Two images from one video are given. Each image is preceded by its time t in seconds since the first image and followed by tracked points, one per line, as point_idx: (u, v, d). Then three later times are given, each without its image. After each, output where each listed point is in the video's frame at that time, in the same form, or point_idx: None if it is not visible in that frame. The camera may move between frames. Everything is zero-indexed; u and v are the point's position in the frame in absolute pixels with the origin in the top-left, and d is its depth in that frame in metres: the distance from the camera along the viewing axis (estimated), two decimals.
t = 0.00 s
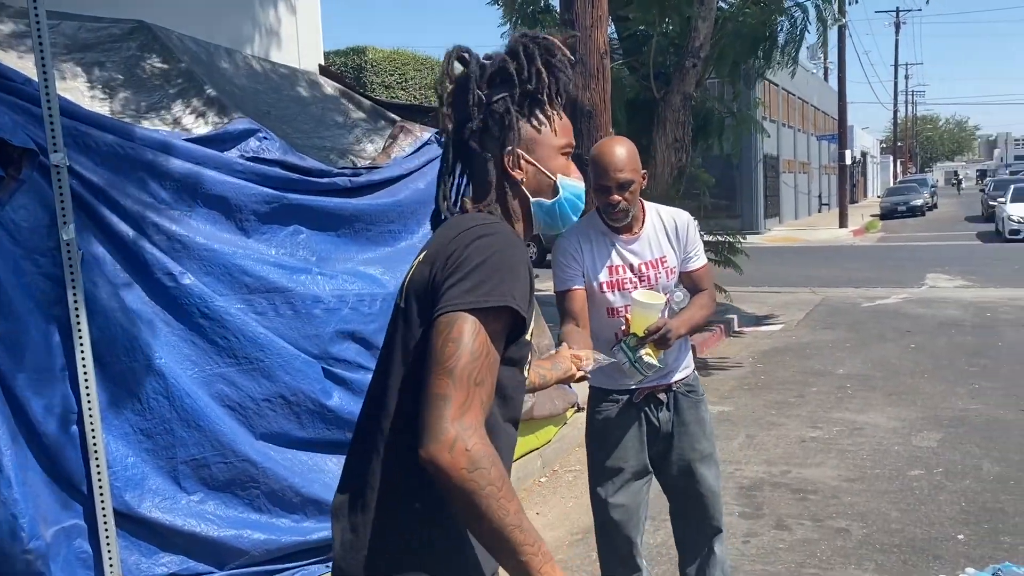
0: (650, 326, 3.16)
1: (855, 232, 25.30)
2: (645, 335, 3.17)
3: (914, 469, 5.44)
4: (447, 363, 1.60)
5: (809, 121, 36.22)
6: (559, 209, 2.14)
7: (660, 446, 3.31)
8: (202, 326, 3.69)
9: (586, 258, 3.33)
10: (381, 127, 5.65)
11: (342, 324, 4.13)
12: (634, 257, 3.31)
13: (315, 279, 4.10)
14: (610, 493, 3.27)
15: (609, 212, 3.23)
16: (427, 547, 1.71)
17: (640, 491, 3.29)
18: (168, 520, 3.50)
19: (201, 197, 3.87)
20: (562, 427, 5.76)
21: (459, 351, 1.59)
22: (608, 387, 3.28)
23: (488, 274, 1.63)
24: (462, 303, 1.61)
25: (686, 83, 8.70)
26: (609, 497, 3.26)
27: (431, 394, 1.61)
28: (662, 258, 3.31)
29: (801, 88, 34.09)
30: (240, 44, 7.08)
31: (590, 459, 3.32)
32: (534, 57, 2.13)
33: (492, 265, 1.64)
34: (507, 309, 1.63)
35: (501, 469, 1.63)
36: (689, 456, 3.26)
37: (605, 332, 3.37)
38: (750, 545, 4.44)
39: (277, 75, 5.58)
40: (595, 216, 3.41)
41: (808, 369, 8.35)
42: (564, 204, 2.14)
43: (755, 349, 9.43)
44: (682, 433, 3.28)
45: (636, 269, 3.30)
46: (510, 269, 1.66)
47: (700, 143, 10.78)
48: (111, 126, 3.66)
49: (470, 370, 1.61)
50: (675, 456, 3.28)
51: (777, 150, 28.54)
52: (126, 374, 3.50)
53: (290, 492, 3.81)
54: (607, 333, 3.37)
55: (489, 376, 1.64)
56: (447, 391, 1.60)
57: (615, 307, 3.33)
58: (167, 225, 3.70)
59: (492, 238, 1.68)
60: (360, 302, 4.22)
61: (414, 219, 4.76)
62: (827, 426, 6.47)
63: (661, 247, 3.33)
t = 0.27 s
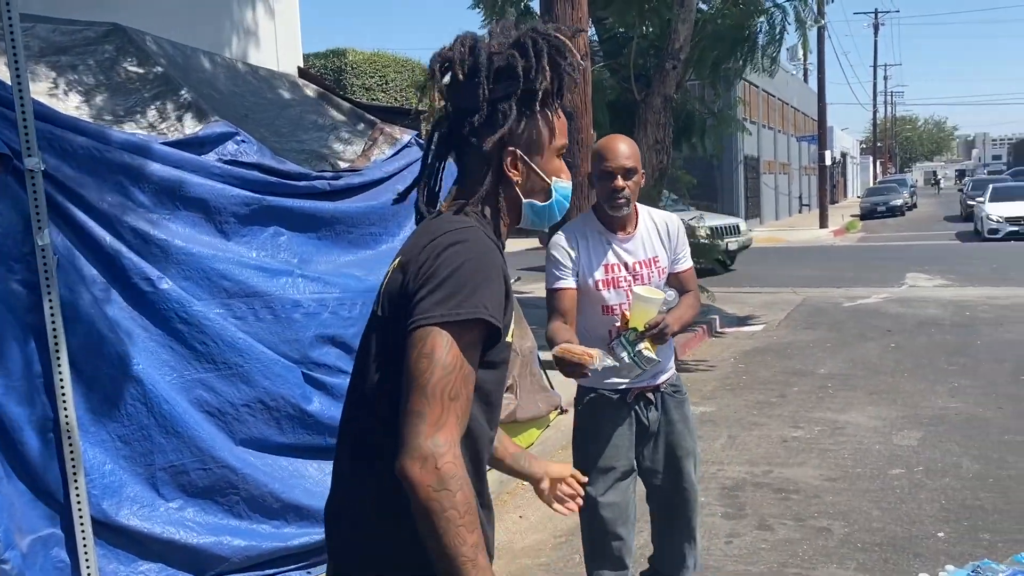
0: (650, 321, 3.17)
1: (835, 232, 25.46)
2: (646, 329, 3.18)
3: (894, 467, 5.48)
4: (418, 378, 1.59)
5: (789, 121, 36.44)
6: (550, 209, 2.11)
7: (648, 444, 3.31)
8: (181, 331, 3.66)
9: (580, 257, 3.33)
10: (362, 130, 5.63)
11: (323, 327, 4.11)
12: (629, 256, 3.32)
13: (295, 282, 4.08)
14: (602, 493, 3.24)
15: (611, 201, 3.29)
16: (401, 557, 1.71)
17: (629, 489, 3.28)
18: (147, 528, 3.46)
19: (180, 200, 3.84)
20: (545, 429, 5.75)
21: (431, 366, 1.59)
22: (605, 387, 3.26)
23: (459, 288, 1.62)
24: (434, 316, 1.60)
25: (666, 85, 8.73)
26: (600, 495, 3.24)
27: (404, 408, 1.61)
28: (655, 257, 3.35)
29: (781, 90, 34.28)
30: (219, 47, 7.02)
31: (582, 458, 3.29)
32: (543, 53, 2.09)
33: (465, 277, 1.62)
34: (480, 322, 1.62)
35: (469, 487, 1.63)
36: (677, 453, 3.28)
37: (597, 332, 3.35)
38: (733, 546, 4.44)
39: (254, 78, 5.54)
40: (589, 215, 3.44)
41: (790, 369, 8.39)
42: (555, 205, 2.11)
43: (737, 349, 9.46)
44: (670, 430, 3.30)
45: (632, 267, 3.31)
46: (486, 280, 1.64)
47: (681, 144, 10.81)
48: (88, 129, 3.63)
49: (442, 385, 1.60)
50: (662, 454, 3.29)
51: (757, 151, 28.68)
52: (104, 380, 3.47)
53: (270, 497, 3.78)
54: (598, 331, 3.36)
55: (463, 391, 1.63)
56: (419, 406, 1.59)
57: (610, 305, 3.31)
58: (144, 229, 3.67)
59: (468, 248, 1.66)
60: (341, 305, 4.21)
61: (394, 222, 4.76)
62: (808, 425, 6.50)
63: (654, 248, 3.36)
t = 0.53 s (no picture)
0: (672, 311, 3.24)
1: (815, 232, 25.62)
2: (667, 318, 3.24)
3: (876, 465, 5.52)
4: (381, 397, 1.59)
5: (769, 123, 36.67)
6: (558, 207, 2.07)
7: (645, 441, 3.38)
8: (160, 336, 3.63)
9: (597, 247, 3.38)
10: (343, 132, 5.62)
11: (303, 331, 4.11)
12: (641, 252, 3.43)
13: (277, 286, 4.06)
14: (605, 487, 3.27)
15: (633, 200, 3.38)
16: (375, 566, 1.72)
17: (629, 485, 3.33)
18: (128, 535, 3.42)
19: (159, 203, 3.81)
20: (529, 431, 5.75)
21: (392, 386, 1.58)
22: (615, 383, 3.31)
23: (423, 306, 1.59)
24: (399, 334, 1.58)
25: (647, 87, 8.77)
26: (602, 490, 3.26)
27: (368, 426, 1.61)
28: (664, 257, 3.47)
29: (761, 90, 34.49)
30: (199, 51, 7.00)
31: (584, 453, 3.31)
32: (543, 44, 2.00)
33: (432, 293, 1.59)
34: (448, 340, 1.58)
35: (427, 511, 1.62)
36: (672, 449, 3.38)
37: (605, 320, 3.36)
38: (716, 545, 4.46)
39: (233, 81, 5.51)
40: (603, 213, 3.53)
41: (772, 368, 8.44)
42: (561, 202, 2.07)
43: (719, 349, 9.50)
44: (667, 427, 3.39)
45: (644, 263, 3.42)
46: (460, 293, 1.60)
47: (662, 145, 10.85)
48: (65, 133, 3.60)
49: (404, 407, 1.58)
50: (658, 450, 3.38)
51: (738, 152, 28.84)
52: (83, 386, 3.44)
53: (252, 503, 3.76)
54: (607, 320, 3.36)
55: (428, 413, 1.61)
56: (380, 426, 1.59)
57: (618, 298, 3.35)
58: (124, 233, 3.64)
59: (439, 263, 1.62)
60: (322, 309, 4.21)
61: (376, 225, 4.76)
62: (790, 424, 6.54)
63: (662, 249, 3.50)
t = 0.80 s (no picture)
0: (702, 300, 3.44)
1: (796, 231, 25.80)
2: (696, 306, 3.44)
3: (858, 463, 5.56)
4: (402, 454, 1.51)
5: (749, 123, 36.90)
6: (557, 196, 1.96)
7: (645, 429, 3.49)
8: (142, 341, 3.60)
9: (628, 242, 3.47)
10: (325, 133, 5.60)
11: (286, 334, 4.09)
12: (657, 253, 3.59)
13: (258, 289, 4.05)
14: (616, 476, 3.34)
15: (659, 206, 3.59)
16: None
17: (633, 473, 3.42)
18: (109, 541, 3.39)
19: (139, 207, 3.79)
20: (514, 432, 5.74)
21: (411, 439, 1.50)
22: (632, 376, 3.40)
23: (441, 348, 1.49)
24: (415, 382, 1.49)
25: (628, 88, 8.80)
26: (614, 478, 3.33)
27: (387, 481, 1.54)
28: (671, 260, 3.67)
29: (742, 90, 34.70)
30: (181, 54, 6.96)
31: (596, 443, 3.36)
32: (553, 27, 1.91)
33: (449, 333, 1.49)
34: (468, 383, 1.50)
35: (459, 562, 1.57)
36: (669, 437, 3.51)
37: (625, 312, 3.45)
38: (700, 544, 4.48)
39: (214, 83, 5.48)
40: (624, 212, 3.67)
41: (754, 367, 8.49)
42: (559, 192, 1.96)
43: (702, 348, 9.55)
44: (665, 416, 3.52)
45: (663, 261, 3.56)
46: (479, 330, 1.51)
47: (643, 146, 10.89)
48: (43, 138, 3.59)
49: (426, 462, 1.51)
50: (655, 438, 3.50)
51: (719, 152, 29.00)
52: (64, 393, 3.41)
53: (235, 508, 3.73)
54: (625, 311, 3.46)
55: (450, 463, 1.54)
56: (404, 483, 1.52)
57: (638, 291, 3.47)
58: (103, 239, 3.61)
59: (455, 297, 1.52)
60: (305, 311, 4.20)
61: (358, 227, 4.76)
62: (773, 423, 6.58)
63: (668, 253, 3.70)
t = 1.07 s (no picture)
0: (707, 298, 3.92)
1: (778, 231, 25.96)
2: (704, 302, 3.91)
3: (842, 460, 5.60)
4: (430, 495, 1.37)
5: (732, 123, 37.09)
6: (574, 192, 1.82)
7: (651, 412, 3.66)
8: (124, 344, 3.58)
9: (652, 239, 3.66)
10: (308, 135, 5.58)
11: (270, 337, 4.08)
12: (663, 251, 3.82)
13: (241, 293, 4.03)
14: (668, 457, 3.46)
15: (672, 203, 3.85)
16: None
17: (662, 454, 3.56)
18: (92, 547, 3.35)
19: (120, 211, 3.76)
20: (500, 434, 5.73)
21: (438, 478, 1.36)
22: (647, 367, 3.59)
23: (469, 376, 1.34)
24: (441, 416, 1.35)
25: (611, 88, 8.83)
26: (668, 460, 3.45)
27: (414, 524, 1.40)
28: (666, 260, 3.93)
29: (725, 90, 34.88)
30: (162, 55, 6.88)
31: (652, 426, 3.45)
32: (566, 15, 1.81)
33: (477, 361, 1.34)
34: (497, 414, 1.36)
35: None
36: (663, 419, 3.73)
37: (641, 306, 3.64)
38: (686, 543, 4.49)
39: (196, 85, 5.45)
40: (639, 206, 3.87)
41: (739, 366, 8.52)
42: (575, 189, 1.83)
43: (687, 348, 9.57)
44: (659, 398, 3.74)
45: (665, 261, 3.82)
46: (507, 356, 1.37)
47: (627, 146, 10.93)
48: (23, 140, 3.56)
49: (455, 502, 1.37)
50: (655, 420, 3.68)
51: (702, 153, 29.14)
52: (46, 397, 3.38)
53: (220, 512, 3.71)
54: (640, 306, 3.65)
55: (482, 501, 1.40)
56: (431, 526, 1.38)
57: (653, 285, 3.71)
58: (84, 242, 3.58)
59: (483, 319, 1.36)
60: (289, 314, 4.21)
61: (340, 229, 4.78)
62: (758, 421, 6.61)
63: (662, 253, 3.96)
